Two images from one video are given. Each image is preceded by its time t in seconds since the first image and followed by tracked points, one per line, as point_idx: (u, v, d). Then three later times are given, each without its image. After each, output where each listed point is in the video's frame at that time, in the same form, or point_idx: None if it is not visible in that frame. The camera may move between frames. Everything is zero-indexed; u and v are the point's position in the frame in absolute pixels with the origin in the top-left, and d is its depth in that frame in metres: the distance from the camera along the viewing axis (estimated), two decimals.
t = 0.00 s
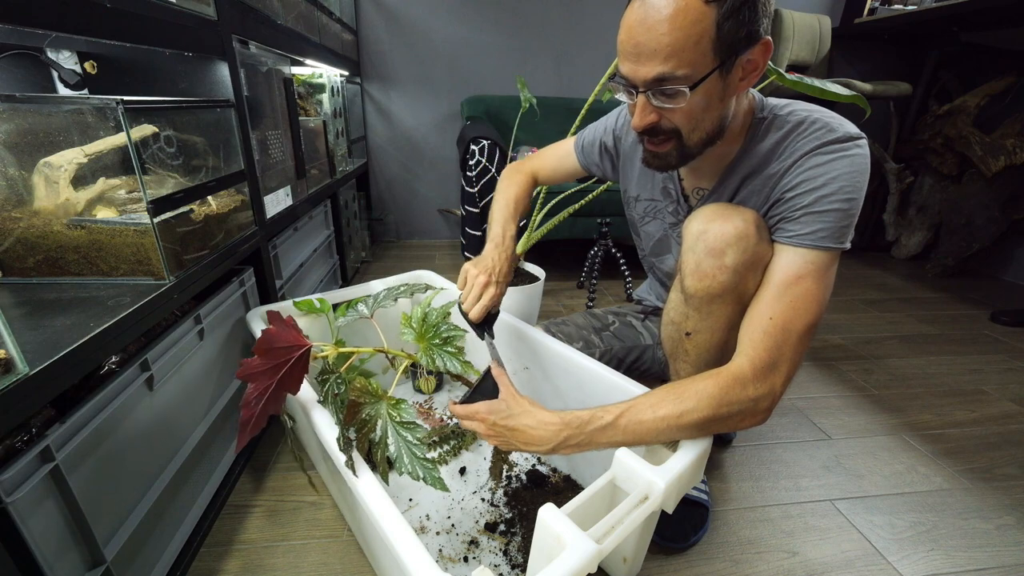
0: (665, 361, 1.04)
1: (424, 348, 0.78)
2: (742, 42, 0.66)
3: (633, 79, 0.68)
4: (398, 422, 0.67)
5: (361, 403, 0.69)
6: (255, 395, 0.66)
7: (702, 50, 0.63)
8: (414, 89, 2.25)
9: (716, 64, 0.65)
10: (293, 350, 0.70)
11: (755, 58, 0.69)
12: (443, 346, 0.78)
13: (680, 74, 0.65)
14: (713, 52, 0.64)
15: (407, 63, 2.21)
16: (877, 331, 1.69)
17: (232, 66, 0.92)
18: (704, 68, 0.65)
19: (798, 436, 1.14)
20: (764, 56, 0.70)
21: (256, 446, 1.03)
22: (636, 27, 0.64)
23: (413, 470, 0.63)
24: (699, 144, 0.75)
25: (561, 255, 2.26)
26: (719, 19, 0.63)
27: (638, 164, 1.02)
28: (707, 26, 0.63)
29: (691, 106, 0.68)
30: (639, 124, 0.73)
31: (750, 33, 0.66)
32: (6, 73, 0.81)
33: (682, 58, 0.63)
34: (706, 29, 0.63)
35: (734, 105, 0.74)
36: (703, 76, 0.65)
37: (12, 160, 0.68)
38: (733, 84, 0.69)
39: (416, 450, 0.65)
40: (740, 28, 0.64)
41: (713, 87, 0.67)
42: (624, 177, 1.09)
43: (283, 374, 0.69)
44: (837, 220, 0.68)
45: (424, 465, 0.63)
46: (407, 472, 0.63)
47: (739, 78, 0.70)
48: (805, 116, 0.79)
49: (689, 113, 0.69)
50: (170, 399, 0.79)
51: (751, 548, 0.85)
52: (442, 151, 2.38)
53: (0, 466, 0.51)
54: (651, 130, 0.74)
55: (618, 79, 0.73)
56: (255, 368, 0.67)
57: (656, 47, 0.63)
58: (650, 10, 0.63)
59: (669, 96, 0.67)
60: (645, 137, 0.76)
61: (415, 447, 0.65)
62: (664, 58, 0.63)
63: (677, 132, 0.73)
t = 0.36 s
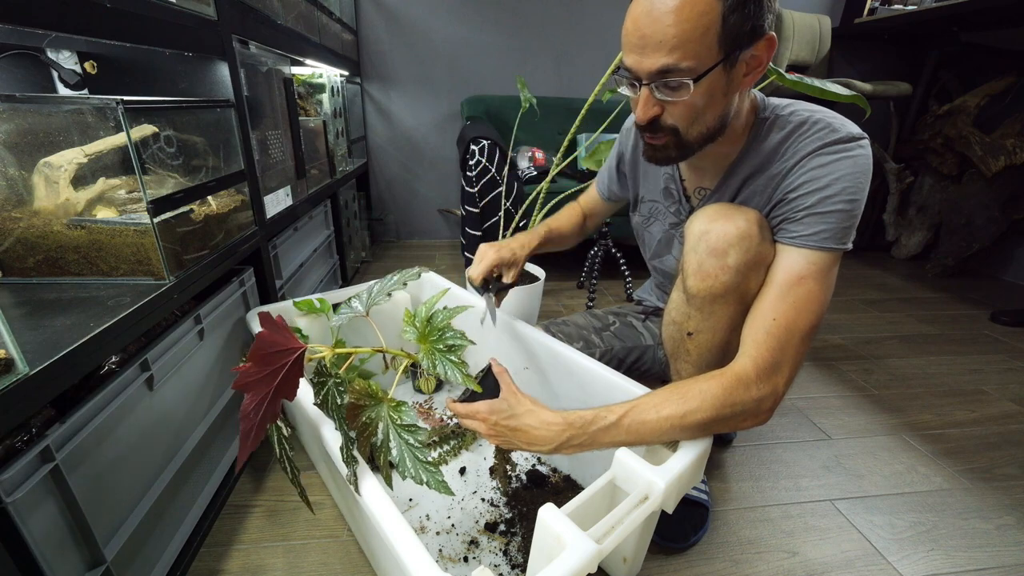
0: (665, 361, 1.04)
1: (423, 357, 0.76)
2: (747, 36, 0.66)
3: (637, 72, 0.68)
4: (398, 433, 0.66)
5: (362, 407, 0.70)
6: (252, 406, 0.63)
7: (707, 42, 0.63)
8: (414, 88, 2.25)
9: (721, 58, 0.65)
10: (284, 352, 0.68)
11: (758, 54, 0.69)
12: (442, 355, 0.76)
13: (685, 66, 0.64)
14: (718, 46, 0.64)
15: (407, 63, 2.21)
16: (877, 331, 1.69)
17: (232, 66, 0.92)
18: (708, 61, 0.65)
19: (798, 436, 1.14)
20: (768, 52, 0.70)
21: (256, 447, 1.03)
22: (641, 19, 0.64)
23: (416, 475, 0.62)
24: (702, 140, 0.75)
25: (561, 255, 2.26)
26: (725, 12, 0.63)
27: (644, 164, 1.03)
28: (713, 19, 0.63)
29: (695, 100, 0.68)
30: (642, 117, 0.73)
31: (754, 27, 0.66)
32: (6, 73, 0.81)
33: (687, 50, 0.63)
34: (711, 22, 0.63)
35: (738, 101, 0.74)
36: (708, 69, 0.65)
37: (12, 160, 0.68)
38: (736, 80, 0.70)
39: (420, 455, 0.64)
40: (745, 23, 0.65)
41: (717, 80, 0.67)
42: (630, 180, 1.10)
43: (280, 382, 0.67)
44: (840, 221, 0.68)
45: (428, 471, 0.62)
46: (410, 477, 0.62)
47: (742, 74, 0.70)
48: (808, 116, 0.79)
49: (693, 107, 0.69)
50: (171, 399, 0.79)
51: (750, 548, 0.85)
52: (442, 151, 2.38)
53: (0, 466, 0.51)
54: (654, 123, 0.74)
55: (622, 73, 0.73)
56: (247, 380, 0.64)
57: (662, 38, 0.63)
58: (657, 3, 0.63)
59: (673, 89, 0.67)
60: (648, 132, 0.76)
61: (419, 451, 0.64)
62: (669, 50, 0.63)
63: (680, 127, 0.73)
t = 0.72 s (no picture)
0: (665, 362, 1.04)
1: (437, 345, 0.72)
2: (715, 36, 0.66)
3: (609, 78, 0.69)
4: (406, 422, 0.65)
5: (368, 395, 0.69)
6: (262, 396, 0.56)
7: (671, 45, 0.64)
8: (414, 88, 2.25)
9: (687, 60, 0.66)
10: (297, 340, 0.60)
11: (728, 54, 0.69)
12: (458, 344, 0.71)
13: (652, 69, 0.65)
14: (683, 49, 0.65)
15: (407, 63, 2.21)
16: (877, 331, 1.69)
17: (232, 66, 0.92)
18: (674, 64, 0.65)
19: (798, 436, 1.14)
20: (738, 51, 0.70)
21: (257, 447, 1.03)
22: (609, 27, 0.66)
23: (427, 466, 0.61)
24: (681, 141, 0.75)
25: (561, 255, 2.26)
26: (686, 14, 0.63)
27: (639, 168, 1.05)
28: (676, 23, 0.63)
29: (666, 101, 0.68)
30: (618, 122, 0.74)
31: (721, 27, 0.66)
32: (6, 73, 0.81)
33: (653, 53, 0.64)
34: (674, 25, 0.63)
35: (715, 102, 0.74)
36: (675, 70, 0.66)
37: (12, 160, 0.68)
38: (708, 79, 0.70)
39: (431, 446, 0.62)
40: (711, 25, 0.65)
41: (686, 81, 0.67)
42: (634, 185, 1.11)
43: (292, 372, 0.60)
44: (835, 219, 0.68)
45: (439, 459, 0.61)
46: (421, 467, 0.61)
47: (714, 75, 0.70)
48: (793, 116, 0.79)
49: (666, 108, 0.69)
50: (172, 399, 0.79)
51: (751, 548, 0.85)
52: (442, 151, 2.38)
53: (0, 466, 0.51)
54: (631, 127, 0.74)
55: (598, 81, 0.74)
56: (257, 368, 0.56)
57: (627, 44, 0.64)
58: (623, 11, 0.64)
59: (643, 91, 0.68)
60: (629, 137, 0.76)
61: (430, 442, 0.63)
62: (636, 54, 0.64)
63: (656, 129, 0.73)
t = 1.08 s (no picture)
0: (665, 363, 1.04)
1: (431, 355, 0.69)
2: (694, 56, 0.66)
3: (590, 95, 0.69)
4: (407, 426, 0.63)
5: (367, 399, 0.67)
6: (265, 404, 0.55)
7: (652, 66, 0.64)
8: (414, 88, 2.25)
9: (667, 80, 0.66)
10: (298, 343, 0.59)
11: (705, 73, 0.70)
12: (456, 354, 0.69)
13: (633, 89, 0.65)
14: (663, 69, 0.65)
15: (407, 63, 2.21)
16: (877, 331, 1.69)
17: (232, 66, 0.92)
18: (654, 84, 0.66)
19: (798, 436, 1.14)
20: (715, 70, 0.71)
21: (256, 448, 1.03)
22: (590, 46, 0.65)
23: (427, 470, 0.61)
24: (660, 155, 0.75)
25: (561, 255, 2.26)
26: (666, 37, 0.64)
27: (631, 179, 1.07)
28: (656, 45, 0.63)
29: (646, 119, 0.69)
30: (600, 138, 0.74)
31: (700, 47, 0.66)
32: (6, 73, 0.82)
33: (633, 73, 0.64)
34: (655, 46, 0.63)
35: (694, 116, 0.75)
36: (655, 91, 0.66)
37: (12, 160, 0.68)
38: (688, 98, 0.70)
39: (432, 450, 0.61)
40: (690, 45, 0.65)
41: (666, 101, 0.68)
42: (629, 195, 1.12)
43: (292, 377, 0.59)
44: (826, 216, 0.68)
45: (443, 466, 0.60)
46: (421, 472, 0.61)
47: (693, 93, 0.71)
48: (776, 117, 0.79)
49: (645, 126, 0.70)
50: (172, 399, 0.79)
51: (750, 548, 0.85)
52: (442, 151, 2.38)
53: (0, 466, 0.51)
54: (612, 142, 0.74)
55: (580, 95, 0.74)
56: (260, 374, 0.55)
57: (608, 65, 0.64)
58: (603, 31, 0.64)
59: (624, 111, 0.68)
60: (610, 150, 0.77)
61: (430, 446, 0.62)
62: (616, 75, 0.64)
63: (637, 145, 0.73)
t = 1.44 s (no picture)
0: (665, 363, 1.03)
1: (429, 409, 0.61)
2: (665, 49, 0.74)
3: (595, 98, 0.71)
4: (403, 471, 0.62)
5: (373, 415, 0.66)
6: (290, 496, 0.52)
7: (644, 55, 0.70)
8: (414, 88, 2.25)
9: (658, 67, 0.72)
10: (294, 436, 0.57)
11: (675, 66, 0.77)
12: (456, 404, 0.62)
13: (637, 76, 0.69)
14: (653, 58, 0.71)
15: (407, 63, 2.21)
16: (877, 331, 1.69)
17: (232, 66, 0.92)
18: (651, 70, 0.70)
19: (798, 436, 1.14)
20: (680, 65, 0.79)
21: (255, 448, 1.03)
22: (580, 59, 0.70)
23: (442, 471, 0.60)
24: (672, 143, 0.77)
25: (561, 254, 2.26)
26: (645, 35, 0.71)
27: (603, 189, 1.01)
28: (640, 41, 0.70)
29: (652, 105, 0.71)
30: (614, 139, 0.73)
31: (665, 43, 0.74)
32: (6, 73, 0.82)
33: (630, 63, 0.68)
34: (639, 43, 0.70)
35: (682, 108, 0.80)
36: (652, 76, 0.70)
37: (12, 160, 0.69)
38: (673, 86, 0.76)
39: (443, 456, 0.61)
40: (661, 43, 0.73)
41: (662, 86, 0.72)
42: (597, 216, 1.07)
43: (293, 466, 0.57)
44: (800, 197, 0.68)
45: (437, 516, 0.61)
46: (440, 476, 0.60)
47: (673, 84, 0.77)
48: (739, 113, 0.79)
49: (654, 112, 0.72)
50: (171, 397, 0.79)
51: (751, 548, 0.85)
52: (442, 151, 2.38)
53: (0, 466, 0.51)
54: (628, 143, 0.74)
55: (572, 112, 0.76)
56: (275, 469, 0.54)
57: (610, 58, 0.68)
58: (593, 38, 0.69)
59: (632, 99, 0.70)
60: (627, 156, 0.76)
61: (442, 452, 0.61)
62: (616, 67, 0.68)
63: (650, 137, 0.74)
